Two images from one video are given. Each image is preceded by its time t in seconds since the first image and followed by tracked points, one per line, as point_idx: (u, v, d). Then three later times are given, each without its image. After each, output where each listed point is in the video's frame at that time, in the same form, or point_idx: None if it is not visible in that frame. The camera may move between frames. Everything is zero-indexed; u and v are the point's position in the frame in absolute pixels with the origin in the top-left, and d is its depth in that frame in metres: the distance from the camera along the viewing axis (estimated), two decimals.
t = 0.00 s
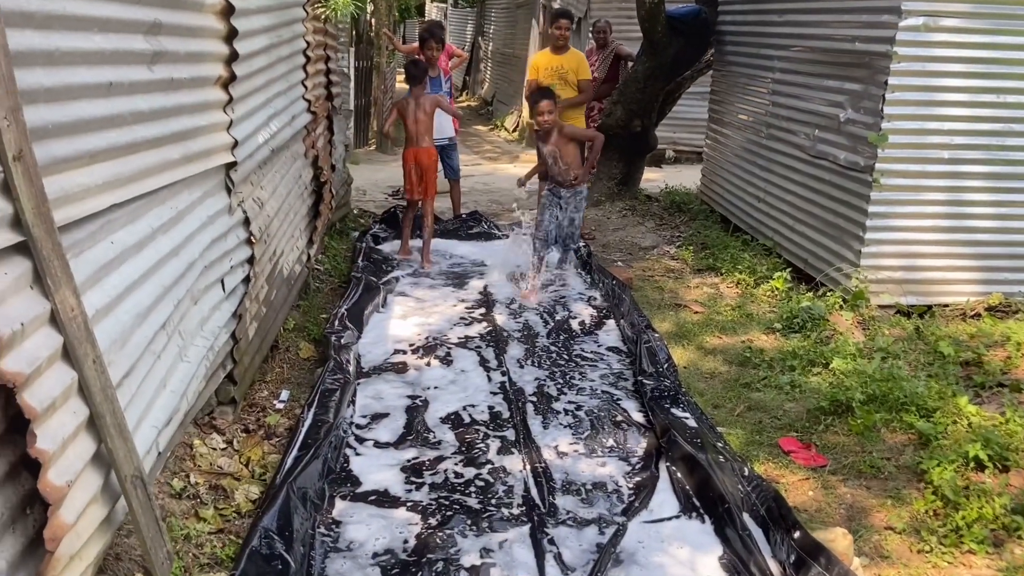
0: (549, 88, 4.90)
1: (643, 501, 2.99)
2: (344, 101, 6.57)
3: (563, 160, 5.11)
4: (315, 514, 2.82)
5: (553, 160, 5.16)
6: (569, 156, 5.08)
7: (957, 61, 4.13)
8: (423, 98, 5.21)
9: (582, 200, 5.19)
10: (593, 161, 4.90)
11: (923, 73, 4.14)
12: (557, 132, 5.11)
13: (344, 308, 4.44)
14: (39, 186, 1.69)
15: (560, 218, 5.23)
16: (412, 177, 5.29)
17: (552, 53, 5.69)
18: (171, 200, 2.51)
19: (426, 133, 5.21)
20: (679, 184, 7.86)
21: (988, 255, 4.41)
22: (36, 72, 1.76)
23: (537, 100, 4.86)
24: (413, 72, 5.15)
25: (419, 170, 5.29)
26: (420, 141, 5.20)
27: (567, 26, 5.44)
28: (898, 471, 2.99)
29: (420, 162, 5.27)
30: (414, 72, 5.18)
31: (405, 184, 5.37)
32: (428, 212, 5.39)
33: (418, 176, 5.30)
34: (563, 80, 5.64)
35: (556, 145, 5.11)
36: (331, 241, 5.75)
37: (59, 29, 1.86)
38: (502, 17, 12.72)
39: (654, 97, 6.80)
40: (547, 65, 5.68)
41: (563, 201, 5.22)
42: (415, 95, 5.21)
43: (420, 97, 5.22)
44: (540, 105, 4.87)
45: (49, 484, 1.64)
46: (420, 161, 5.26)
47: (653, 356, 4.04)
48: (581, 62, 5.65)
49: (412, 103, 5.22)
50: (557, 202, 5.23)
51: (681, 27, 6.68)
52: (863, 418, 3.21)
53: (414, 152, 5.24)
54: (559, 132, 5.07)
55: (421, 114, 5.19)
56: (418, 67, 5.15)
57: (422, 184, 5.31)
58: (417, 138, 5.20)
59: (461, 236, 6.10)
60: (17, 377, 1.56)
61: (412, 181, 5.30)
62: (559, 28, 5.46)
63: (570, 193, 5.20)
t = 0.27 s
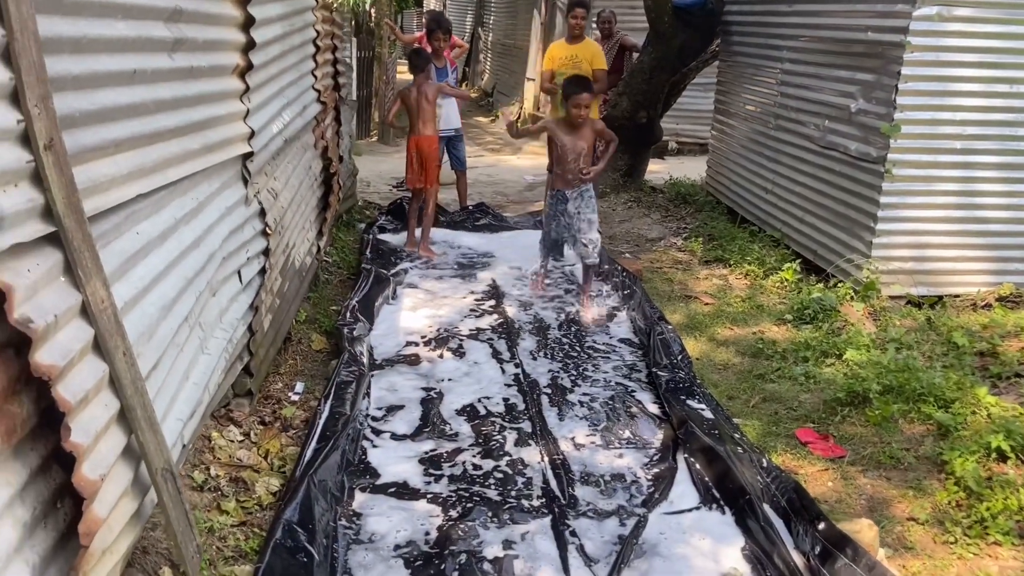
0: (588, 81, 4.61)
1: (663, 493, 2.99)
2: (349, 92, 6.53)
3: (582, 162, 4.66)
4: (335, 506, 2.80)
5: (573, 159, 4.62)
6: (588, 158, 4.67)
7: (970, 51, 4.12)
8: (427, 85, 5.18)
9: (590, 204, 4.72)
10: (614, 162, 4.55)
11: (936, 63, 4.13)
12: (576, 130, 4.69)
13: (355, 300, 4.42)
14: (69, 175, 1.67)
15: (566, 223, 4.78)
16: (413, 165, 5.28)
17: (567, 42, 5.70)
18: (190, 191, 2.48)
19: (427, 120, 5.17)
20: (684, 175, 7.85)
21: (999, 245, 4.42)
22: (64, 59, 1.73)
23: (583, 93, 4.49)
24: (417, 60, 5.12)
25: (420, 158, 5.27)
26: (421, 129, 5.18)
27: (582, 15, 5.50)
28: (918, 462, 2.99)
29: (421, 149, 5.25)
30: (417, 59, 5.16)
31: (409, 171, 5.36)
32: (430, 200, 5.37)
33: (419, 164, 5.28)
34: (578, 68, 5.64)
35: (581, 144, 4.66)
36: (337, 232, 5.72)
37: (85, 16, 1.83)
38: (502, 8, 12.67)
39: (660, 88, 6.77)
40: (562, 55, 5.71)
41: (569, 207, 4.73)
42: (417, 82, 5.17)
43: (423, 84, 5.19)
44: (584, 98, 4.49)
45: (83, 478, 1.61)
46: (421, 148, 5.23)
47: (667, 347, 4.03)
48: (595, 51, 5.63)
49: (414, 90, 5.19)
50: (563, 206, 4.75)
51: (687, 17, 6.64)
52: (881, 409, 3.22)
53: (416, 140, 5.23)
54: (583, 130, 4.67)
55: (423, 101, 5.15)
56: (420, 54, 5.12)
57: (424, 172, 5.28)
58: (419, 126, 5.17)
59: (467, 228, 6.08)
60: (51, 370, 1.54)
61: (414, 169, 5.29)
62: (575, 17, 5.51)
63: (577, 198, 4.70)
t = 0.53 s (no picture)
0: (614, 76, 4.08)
1: (677, 482, 2.98)
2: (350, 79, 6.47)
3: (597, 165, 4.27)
4: (348, 496, 2.79)
5: (587, 162, 4.23)
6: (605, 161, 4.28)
7: (980, 38, 4.09)
8: (430, 71, 5.14)
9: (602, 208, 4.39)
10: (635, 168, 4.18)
11: (946, 50, 4.10)
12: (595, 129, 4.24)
13: (361, 290, 4.40)
14: (90, 161, 1.67)
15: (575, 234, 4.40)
16: (416, 152, 5.23)
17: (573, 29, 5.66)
18: (203, 179, 2.46)
19: (429, 106, 5.12)
20: (686, 164, 7.82)
21: (1006, 234, 4.41)
22: (85, 45, 1.71)
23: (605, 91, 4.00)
24: (419, 46, 5.08)
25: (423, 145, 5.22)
26: (423, 115, 5.13)
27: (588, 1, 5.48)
28: (931, 450, 2.99)
29: (423, 136, 5.20)
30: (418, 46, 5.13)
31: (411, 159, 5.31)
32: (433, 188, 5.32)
33: (422, 151, 5.22)
34: (587, 55, 5.61)
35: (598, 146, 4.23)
36: (341, 221, 5.68)
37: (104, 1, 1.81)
38: None
39: (664, 76, 6.73)
40: (569, 43, 5.67)
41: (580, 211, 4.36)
42: (419, 69, 5.13)
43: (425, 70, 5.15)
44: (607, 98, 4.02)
45: (108, 467, 1.61)
46: (423, 135, 5.19)
47: (676, 336, 4.02)
48: (602, 38, 5.60)
49: (416, 77, 5.15)
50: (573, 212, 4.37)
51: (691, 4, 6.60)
52: (893, 398, 3.21)
53: (418, 126, 5.18)
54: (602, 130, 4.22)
55: (425, 88, 5.11)
56: (421, 40, 5.08)
57: (427, 159, 5.23)
58: (421, 112, 5.13)
59: (471, 217, 6.04)
60: (76, 358, 1.54)
61: (417, 156, 5.24)
62: (581, 5, 5.49)
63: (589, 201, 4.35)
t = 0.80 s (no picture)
0: (600, 53, 3.89)
1: (675, 465, 3.03)
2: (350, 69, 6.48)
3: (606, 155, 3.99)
4: (353, 479, 2.83)
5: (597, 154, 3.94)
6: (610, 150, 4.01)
7: (977, 28, 4.12)
8: (429, 60, 5.17)
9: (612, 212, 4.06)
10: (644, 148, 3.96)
11: (944, 40, 4.13)
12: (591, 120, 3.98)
13: (363, 277, 4.43)
14: (103, 148, 1.70)
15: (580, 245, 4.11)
16: (416, 141, 5.24)
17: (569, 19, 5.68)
18: (210, 166, 2.49)
19: (429, 95, 5.14)
20: (685, 154, 7.85)
21: (1003, 222, 4.46)
22: (95, 33, 1.74)
23: (601, 70, 3.78)
24: (419, 35, 5.10)
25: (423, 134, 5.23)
26: (424, 104, 5.15)
27: None
28: (926, 434, 3.03)
29: (424, 125, 5.22)
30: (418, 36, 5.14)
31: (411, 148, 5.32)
32: (434, 177, 5.34)
33: (422, 139, 5.24)
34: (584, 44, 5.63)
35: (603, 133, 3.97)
36: (341, 210, 5.71)
37: None
38: None
39: (663, 66, 6.74)
40: (565, 32, 5.69)
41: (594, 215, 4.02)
42: (418, 57, 5.14)
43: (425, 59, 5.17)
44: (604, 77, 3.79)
45: (122, 446, 1.66)
46: (423, 124, 5.21)
47: (675, 323, 4.06)
48: (598, 27, 5.62)
49: (416, 66, 5.17)
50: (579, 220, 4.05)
51: None
52: (889, 383, 3.26)
53: (419, 115, 5.20)
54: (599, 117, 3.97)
55: (425, 77, 5.13)
56: (421, 29, 5.10)
57: (428, 148, 5.25)
58: (422, 101, 5.14)
59: (470, 206, 6.07)
60: (91, 340, 1.58)
61: (417, 146, 5.26)
62: None
63: (598, 204, 4.03)
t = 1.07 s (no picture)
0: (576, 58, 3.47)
1: (661, 443, 3.09)
2: (347, 56, 6.52)
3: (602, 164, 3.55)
4: (345, 456, 2.90)
5: (588, 163, 3.52)
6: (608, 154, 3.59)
7: (965, 14, 4.16)
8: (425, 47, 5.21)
9: (615, 227, 3.59)
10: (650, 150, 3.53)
11: (932, 27, 4.16)
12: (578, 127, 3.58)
13: (357, 262, 4.49)
14: (96, 130, 1.75)
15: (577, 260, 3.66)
16: (412, 127, 5.28)
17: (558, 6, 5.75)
18: (203, 150, 2.54)
19: (425, 81, 5.18)
20: (680, 141, 7.89)
21: (991, 208, 4.50)
22: (87, 18, 1.79)
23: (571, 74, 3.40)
24: (413, 23, 5.16)
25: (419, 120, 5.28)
26: (420, 90, 5.18)
27: None
28: (907, 413, 3.10)
29: (419, 111, 5.26)
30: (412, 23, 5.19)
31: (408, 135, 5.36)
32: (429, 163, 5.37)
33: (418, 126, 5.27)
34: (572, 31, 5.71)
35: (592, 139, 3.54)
36: (338, 196, 5.76)
37: None
38: None
39: (658, 53, 6.77)
40: (554, 19, 5.76)
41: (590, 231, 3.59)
42: (414, 44, 5.19)
43: (421, 46, 5.21)
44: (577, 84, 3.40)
45: (116, 417, 1.72)
46: (419, 110, 5.24)
47: (664, 307, 4.12)
48: (586, 15, 5.71)
49: (412, 53, 5.21)
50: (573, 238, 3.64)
51: None
52: (873, 364, 3.32)
53: (415, 102, 5.24)
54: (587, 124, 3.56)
55: (420, 64, 5.17)
56: (416, 17, 5.15)
57: (423, 133, 5.29)
58: (417, 88, 5.18)
59: (466, 192, 6.12)
60: (85, 314, 1.64)
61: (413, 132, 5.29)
62: None
63: (598, 217, 3.57)
